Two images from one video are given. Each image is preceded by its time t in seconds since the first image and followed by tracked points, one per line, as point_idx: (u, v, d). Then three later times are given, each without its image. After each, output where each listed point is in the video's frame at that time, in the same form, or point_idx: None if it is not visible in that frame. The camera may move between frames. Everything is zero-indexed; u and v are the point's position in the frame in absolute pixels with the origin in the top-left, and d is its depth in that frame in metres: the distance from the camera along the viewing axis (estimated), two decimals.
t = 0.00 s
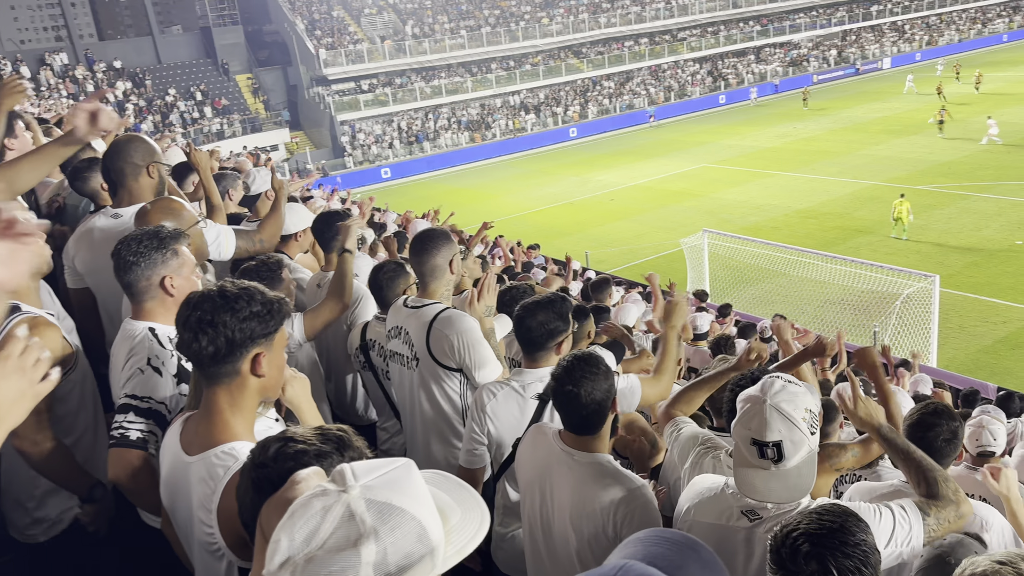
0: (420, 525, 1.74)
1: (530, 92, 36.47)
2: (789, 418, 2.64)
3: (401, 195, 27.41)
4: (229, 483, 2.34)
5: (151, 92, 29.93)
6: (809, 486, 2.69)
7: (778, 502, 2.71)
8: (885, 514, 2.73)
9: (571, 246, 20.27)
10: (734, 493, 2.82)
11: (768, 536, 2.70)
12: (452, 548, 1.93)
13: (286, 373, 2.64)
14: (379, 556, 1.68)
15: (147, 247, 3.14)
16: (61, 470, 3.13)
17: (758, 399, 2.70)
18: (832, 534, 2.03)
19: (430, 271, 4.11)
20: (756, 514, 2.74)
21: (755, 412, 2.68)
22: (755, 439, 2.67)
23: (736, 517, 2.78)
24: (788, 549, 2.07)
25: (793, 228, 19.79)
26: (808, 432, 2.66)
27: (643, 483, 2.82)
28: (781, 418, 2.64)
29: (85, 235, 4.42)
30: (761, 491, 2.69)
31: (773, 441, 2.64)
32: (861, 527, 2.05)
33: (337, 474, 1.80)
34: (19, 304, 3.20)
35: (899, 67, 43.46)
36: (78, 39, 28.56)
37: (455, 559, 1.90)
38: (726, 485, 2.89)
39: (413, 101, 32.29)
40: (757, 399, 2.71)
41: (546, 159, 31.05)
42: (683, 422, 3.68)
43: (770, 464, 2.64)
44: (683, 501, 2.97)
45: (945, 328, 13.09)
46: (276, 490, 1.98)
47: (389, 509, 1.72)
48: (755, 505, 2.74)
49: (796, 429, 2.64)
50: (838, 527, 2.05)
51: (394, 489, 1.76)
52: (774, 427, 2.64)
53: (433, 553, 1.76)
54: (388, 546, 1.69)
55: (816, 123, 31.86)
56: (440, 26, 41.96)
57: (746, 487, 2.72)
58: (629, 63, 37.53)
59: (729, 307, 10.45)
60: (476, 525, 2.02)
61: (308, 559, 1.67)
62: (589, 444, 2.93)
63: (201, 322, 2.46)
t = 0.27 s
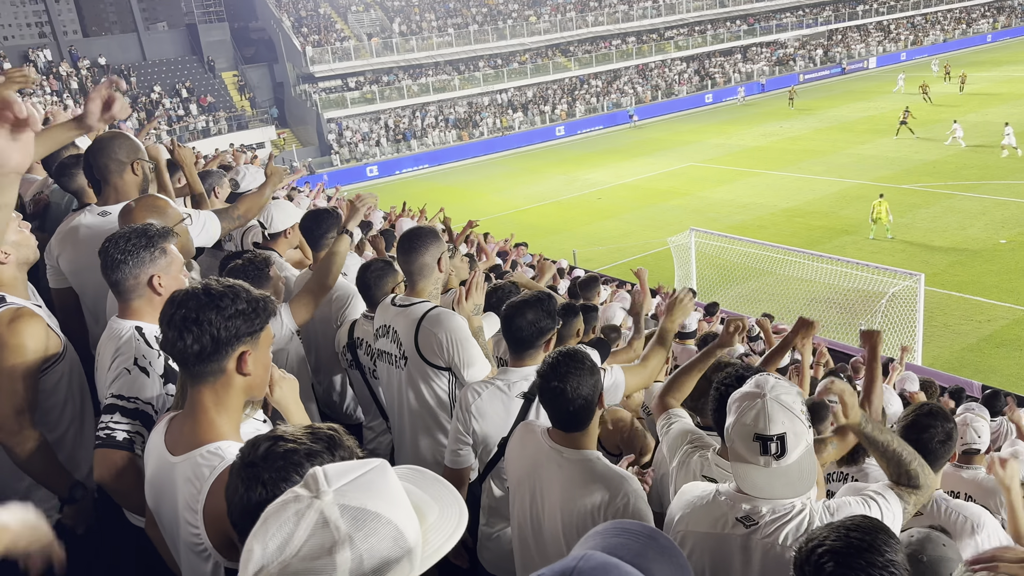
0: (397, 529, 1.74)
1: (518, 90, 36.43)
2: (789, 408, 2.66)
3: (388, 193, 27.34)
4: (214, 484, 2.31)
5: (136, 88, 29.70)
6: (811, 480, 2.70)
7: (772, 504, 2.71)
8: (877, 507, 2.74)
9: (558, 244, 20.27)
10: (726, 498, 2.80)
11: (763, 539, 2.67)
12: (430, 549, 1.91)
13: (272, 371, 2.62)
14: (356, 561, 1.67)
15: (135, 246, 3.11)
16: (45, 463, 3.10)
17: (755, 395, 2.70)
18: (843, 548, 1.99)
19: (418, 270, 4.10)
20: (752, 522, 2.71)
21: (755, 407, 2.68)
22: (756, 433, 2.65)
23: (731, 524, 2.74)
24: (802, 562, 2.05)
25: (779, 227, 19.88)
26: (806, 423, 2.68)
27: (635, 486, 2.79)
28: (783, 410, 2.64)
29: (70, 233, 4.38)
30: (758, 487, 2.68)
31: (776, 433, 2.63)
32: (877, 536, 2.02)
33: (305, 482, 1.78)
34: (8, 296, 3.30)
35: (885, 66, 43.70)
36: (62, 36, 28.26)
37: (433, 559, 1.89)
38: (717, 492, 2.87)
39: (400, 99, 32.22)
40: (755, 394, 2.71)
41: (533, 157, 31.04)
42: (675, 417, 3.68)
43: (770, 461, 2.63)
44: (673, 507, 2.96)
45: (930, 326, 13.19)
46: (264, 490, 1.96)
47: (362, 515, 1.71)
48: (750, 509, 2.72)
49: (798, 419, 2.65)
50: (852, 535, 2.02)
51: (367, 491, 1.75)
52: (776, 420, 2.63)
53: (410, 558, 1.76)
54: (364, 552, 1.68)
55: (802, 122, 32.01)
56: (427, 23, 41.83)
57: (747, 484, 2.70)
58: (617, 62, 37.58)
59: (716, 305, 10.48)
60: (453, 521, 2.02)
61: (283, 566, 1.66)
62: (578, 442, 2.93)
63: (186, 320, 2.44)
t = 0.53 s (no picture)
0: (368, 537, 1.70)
1: (511, 90, 36.46)
2: (764, 407, 2.68)
3: (381, 192, 27.31)
4: (213, 480, 2.32)
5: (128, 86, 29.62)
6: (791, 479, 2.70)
7: (760, 504, 2.73)
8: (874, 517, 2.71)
9: (551, 243, 20.29)
10: (716, 499, 2.83)
11: (752, 537, 2.70)
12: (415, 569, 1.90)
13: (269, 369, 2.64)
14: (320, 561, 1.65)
15: (135, 245, 3.11)
16: (44, 463, 3.11)
17: (732, 395, 2.74)
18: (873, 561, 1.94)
19: (414, 268, 4.11)
20: (740, 520, 2.74)
21: (730, 408, 2.72)
22: (733, 434, 2.69)
23: (722, 524, 2.77)
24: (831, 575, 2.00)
25: (770, 226, 19.96)
26: (784, 421, 2.68)
27: (632, 484, 2.81)
28: (757, 408, 2.68)
29: (63, 231, 4.37)
30: (743, 487, 2.71)
31: (752, 433, 2.66)
32: (913, 554, 1.96)
33: (275, 486, 1.62)
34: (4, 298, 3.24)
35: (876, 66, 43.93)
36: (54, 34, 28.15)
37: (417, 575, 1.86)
38: (706, 491, 2.90)
39: (393, 97, 32.19)
40: (732, 394, 2.75)
41: (527, 156, 31.07)
42: (666, 416, 3.69)
43: (750, 459, 2.67)
44: (664, 507, 2.99)
45: (921, 324, 13.25)
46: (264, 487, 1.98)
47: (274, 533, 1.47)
48: (739, 508, 2.75)
49: (772, 419, 2.67)
50: (886, 550, 1.97)
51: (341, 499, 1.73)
52: (751, 418, 2.67)
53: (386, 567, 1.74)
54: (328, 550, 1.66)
55: (794, 122, 32.14)
56: (420, 22, 41.84)
57: (730, 483, 2.73)
58: (610, 61, 37.68)
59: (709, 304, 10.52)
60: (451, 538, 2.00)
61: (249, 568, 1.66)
62: (574, 438, 2.95)
63: (186, 316, 2.45)
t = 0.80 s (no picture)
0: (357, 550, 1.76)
1: (509, 89, 36.50)
2: (770, 403, 2.72)
3: (380, 191, 27.30)
4: (223, 476, 2.35)
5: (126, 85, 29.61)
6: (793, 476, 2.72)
7: (752, 498, 2.76)
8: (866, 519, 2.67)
9: (550, 242, 20.31)
10: (710, 493, 2.87)
11: (742, 532, 2.73)
12: None
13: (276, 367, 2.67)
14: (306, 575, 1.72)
15: (144, 244, 3.14)
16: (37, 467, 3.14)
17: (737, 389, 2.78)
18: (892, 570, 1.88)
19: (417, 266, 4.13)
20: (731, 514, 2.77)
21: (735, 401, 2.75)
22: (738, 428, 2.70)
23: (712, 517, 2.81)
24: None
25: (769, 226, 20.00)
26: (787, 418, 2.73)
27: (634, 478, 2.84)
28: (763, 404, 2.71)
29: (65, 230, 4.39)
30: (737, 482, 2.74)
31: (757, 428, 2.68)
32: (931, 562, 1.90)
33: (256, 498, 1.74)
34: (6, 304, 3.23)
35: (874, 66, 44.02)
36: (52, 33, 28.15)
37: None
38: (703, 485, 2.93)
39: (392, 97, 32.20)
40: (736, 389, 2.78)
41: (525, 156, 31.08)
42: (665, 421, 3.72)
43: (753, 454, 2.69)
44: (660, 502, 3.02)
45: (919, 323, 13.29)
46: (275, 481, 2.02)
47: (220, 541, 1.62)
48: (730, 502, 2.79)
49: (777, 415, 2.70)
50: (905, 559, 1.91)
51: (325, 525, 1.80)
52: (757, 413, 2.70)
53: None
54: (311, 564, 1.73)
55: (792, 121, 32.20)
56: (418, 21, 41.84)
57: (729, 477, 2.76)
58: (608, 60, 37.71)
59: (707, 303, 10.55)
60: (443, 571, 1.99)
61: None
62: (575, 434, 2.98)
63: (195, 313, 2.47)
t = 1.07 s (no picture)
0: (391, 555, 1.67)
1: (514, 88, 36.53)
2: (762, 402, 2.72)
3: (384, 191, 27.31)
4: (235, 475, 2.37)
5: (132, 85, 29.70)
6: (781, 474, 2.74)
7: (751, 496, 2.76)
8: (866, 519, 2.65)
9: (554, 242, 20.32)
10: (710, 490, 2.88)
11: (741, 529, 2.73)
12: None
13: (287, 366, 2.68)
14: None
15: (159, 244, 3.14)
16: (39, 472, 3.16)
17: (730, 386, 2.80)
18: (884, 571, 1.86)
19: (426, 266, 4.15)
20: (729, 511, 2.78)
21: (729, 398, 2.77)
22: (728, 425, 2.74)
23: (712, 514, 2.82)
24: None
25: (774, 225, 19.97)
26: (780, 419, 2.73)
27: (640, 476, 2.85)
28: (754, 402, 2.72)
29: (75, 229, 4.41)
30: (737, 478, 2.76)
31: (747, 426, 2.71)
32: (917, 557, 1.90)
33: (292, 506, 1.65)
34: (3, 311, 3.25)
35: (879, 65, 43.95)
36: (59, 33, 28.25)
37: None
38: (703, 482, 2.94)
39: (396, 96, 32.25)
40: (732, 386, 2.80)
41: (529, 155, 31.09)
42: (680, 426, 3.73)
43: (743, 450, 2.71)
44: (664, 501, 3.02)
45: (925, 322, 13.26)
46: (288, 479, 2.04)
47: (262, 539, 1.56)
48: (729, 499, 2.79)
49: (768, 413, 2.71)
50: (894, 555, 1.90)
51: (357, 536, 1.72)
52: (747, 411, 2.71)
53: None
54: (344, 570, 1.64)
55: (797, 120, 32.16)
56: (423, 21, 41.90)
57: (723, 473, 2.79)
58: (612, 59, 37.70)
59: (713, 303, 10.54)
60: None
61: None
62: (582, 432, 2.99)
63: (205, 314, 2.49)
